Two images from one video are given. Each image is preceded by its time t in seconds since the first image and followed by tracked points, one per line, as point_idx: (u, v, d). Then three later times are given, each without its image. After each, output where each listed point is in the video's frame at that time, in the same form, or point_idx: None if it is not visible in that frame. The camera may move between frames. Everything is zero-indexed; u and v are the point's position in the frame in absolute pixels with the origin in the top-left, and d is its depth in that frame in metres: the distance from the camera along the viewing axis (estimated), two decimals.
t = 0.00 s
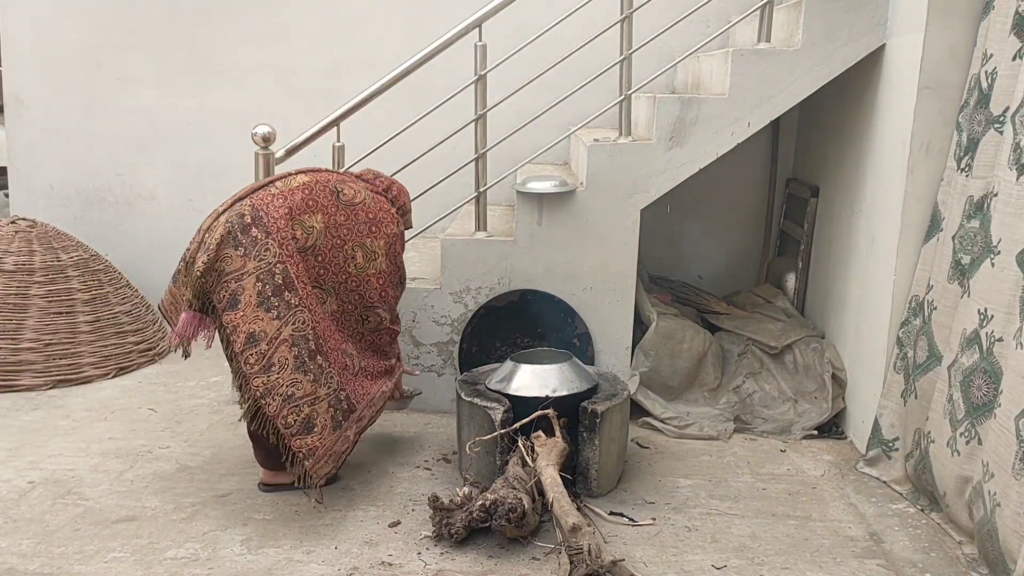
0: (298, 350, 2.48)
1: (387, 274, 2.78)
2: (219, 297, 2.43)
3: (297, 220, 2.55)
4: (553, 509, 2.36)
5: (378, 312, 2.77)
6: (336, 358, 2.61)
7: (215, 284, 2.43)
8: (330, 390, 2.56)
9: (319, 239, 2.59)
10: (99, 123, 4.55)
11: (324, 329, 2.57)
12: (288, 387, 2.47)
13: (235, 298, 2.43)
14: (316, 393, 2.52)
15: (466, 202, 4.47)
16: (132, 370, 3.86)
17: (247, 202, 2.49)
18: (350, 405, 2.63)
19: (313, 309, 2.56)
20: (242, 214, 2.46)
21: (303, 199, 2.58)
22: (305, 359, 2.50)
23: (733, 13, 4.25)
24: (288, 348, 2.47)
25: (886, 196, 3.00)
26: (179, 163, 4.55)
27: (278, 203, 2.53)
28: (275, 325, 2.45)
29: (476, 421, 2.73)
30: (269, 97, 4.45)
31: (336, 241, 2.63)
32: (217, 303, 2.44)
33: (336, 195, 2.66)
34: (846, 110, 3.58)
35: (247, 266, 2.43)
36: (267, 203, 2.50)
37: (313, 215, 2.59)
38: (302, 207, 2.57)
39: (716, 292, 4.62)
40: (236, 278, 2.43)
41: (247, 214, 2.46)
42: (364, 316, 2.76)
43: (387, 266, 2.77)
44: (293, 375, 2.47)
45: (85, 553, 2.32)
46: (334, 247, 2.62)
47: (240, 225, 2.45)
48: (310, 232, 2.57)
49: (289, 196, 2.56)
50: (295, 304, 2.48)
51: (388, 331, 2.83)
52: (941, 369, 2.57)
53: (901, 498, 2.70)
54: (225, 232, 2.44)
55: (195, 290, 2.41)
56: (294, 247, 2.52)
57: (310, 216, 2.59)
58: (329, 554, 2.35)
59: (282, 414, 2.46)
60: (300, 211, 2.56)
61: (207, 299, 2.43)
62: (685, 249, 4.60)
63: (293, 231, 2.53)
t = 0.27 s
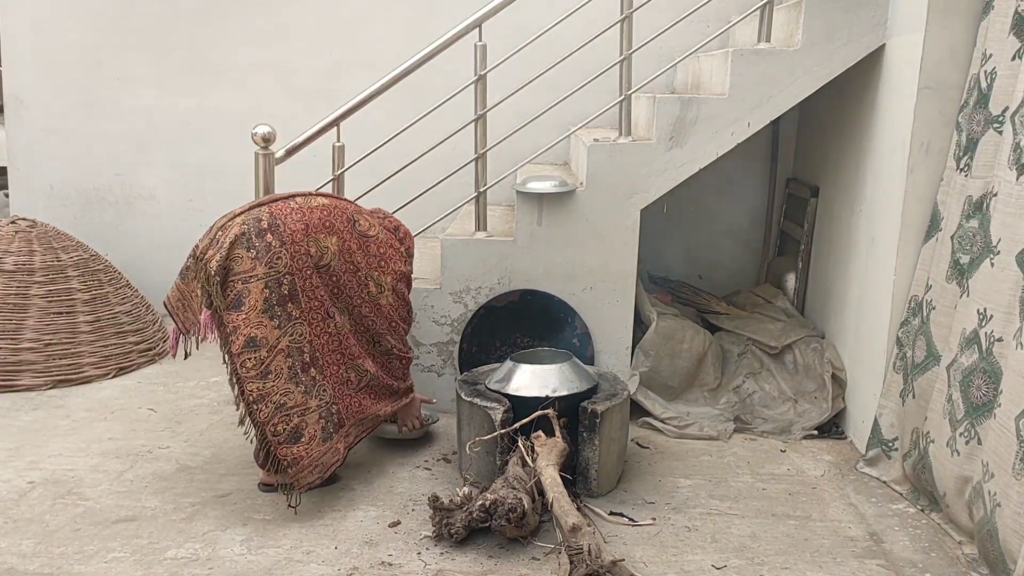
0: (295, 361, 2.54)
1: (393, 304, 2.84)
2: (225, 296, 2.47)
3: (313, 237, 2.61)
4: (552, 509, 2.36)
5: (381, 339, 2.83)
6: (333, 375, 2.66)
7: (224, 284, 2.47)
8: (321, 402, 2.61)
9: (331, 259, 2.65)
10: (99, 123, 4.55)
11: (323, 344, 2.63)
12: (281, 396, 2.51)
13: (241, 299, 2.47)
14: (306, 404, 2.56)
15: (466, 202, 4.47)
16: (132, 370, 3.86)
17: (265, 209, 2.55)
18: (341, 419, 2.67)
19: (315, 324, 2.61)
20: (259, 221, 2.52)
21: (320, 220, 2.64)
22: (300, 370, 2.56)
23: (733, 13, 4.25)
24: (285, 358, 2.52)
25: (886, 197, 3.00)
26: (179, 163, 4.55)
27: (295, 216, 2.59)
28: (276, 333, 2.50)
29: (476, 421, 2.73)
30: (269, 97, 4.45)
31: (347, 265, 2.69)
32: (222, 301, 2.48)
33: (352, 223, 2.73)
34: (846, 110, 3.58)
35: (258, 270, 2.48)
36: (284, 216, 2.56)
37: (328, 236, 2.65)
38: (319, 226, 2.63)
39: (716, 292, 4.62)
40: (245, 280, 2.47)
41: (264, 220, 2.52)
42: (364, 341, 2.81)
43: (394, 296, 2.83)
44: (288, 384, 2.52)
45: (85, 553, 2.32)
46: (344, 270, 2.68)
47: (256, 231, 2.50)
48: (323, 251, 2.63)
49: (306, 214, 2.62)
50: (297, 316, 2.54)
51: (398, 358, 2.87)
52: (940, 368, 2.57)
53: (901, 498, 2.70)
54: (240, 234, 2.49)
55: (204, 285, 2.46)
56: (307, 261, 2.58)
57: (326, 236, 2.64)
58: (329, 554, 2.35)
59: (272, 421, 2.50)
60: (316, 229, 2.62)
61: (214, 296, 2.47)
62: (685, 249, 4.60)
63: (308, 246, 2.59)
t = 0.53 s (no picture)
0: (297, 364, 2.55)
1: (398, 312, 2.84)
2: (230, 296, 2.48)
3: (321, 243, 2.62)
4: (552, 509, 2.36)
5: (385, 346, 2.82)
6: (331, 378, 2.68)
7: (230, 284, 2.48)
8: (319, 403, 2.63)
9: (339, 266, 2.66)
10: (99, 123, 4.55)
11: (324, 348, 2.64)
12: (280, 397, 2.52)
13: (247, 300, 2.47)
14: (304, 406, 2.58)
15: (466, 202, 4.47)
16: (132, 370, 3.86)
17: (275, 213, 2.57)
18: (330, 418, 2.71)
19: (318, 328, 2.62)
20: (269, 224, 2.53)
21: (329, 226, 2.65)
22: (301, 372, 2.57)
23: (733, 13, 4.25)
24: (287, 360, 2.53)
25: (886, 197, 3.00)
26: (179, 163, 4.55)
27: (305, 222, 2.60)
28: (279, 335, 2.51)
29: (476, 421, 2.73)
30: (269, 97, 4.45)
31: (355, 273, 2.70)
32: (227, 301, 2.48)
33: (362, 232, 2.74)
34: (846, 111, 3.58)
35: (265, 273, 2.49)
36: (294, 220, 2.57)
37: (337, 243, 2.66)
38: (328, 232, 2.64)
39: (716, 292, 4.62)
40: (251, 281, 2.48)
41: (274, 223, 2.54)
42: (367, 347, 2.82)
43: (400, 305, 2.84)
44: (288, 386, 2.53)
45: (84, 553, 2.32)
46: (352, 277, 2.69)
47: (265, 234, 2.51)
48: (332, 257, 2.63)
49: (316, 219, 2.63)
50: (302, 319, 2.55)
51: (404, 365, 2.88)
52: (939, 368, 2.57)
53: (901, 498, 2.70)
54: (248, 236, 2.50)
55: (210, 285, 2.46)
56: (314, 266, 2.59)
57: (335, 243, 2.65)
58: (329, 554, 2.35)
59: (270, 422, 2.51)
60: (325, 236, 2.63)
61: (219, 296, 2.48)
62: (685, 249, 4.60)
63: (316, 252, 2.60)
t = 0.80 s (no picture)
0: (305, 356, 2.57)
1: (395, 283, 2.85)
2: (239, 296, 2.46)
3: (322, 227, 2.58)
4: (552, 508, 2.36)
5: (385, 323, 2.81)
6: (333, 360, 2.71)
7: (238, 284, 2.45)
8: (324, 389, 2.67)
9: (339, 247, 2.64)
10: (99, 123, 4.55)
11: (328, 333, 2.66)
12: (288, 389, 2.56)
13: (257, 299, 2.46)
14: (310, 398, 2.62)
15: (466, 202, 4.47)
16: (132, 370, 3.86)
17: (274, 203, 2.50)
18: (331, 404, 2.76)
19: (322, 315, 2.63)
20: (271, 216, 2.47)
21: (328, 207, 2.61)
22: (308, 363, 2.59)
23: (733, 13, 4.25)
24: (295, 354, 2.55)
25: (886, 196, 3.00)
26: (179, 162, 4.55)
27: (304, 209, 2.54)
28: (288, 330, 2.52)
29: (476, 421, 2.73)
30: (269, 97, 4.45)
31: (353, 250, 2.69)
32: (236, 300, 2.46)
33: (358, 205, 2.71)
34: (846, 110, 3.58)
35: (273, 269, 2.46)
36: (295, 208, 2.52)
37: (336, 224, 2.63)
38: (326, 214, 2.60)
39: (716, 292, 4.62)
40: (260, 279, 2.45)
41: (275, 215, 2.48)
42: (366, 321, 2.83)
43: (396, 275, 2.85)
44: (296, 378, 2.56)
45: (84, 553, 2.32)
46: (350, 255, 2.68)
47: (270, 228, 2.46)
48: (332, 240, 2.61)
49: (315, 203, 2.58)
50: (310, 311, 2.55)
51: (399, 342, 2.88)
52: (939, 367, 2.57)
53: (901, 498, 2.70)
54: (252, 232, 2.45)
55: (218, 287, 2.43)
56: (317, 253, 2.56)
57: (333, 223, 2.62)
58: (328, 554, 2.35)
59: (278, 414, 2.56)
60: (325, 218, 2.59)
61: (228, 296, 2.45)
62: (685, 249, 4.60)
63: (318, 238, 2.56)
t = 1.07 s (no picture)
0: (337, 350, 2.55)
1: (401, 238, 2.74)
2: (267, 313, 2.42)
3: (324, 214, 2.46)
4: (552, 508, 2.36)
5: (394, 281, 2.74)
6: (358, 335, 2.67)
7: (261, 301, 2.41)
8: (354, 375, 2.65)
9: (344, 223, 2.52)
10: (99, 123, 4.55)
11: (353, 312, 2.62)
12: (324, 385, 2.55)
13: (285, 312, 2.42)
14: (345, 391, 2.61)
15: (466, 202, 4.47)
16: (132, 370, 3.86)
17: (273, 207, 2.39)
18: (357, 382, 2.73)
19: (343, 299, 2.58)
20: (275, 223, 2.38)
21: (324, 188, 2.46)
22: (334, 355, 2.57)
23: (733, 13, 4.25)
24: (326, 349, 2.52)
25: (886, 197, 3.00)
26: (179, 162, 4.55)
27: (303, 204, 2.42)
28: (317, 330, 2.49)
29: (476, 421, 2.73)
30: (269, 97, 4.45)
31: (359, 221, 2.57)
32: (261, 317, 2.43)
33: (348, 169, 2.53)
34: (846, 110, 3.58)
35: (290, 278, 2.40)
36: (297, 206, 2.41)
37: (337, 201, 2.49)
38: (326, 197, 2.46)
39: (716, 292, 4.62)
40: (281, 292, 2.41)
41: (278, 222, 2.38)
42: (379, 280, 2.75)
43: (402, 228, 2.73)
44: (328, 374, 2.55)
45: (84, 553, 2.32)
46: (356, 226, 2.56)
47: (278, 239, 2.39)
48: (337, 223, 2.49)
49: (311, 188, 2.44)
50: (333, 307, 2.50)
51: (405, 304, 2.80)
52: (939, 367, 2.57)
53: (901, 498, 2.70)
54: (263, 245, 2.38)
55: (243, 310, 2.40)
56: (327, 245, 2.47)
57: (333, 203, 2.49)
58: (328, 554, 2.35)
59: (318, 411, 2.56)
60: (325, 202, 2.46)
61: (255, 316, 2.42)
62: (685, 249, 4.59)
63: (323, 227, 2.45)
